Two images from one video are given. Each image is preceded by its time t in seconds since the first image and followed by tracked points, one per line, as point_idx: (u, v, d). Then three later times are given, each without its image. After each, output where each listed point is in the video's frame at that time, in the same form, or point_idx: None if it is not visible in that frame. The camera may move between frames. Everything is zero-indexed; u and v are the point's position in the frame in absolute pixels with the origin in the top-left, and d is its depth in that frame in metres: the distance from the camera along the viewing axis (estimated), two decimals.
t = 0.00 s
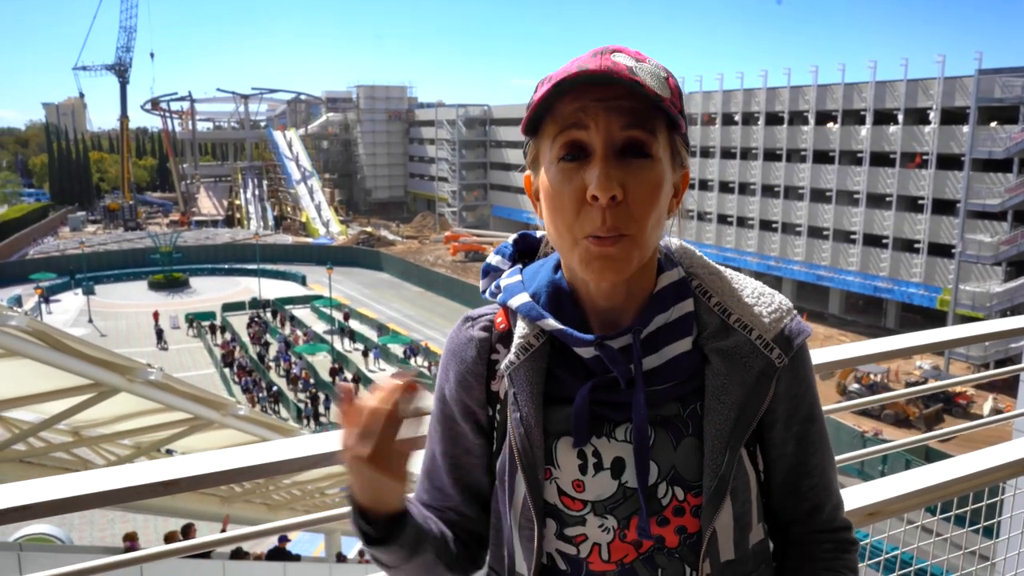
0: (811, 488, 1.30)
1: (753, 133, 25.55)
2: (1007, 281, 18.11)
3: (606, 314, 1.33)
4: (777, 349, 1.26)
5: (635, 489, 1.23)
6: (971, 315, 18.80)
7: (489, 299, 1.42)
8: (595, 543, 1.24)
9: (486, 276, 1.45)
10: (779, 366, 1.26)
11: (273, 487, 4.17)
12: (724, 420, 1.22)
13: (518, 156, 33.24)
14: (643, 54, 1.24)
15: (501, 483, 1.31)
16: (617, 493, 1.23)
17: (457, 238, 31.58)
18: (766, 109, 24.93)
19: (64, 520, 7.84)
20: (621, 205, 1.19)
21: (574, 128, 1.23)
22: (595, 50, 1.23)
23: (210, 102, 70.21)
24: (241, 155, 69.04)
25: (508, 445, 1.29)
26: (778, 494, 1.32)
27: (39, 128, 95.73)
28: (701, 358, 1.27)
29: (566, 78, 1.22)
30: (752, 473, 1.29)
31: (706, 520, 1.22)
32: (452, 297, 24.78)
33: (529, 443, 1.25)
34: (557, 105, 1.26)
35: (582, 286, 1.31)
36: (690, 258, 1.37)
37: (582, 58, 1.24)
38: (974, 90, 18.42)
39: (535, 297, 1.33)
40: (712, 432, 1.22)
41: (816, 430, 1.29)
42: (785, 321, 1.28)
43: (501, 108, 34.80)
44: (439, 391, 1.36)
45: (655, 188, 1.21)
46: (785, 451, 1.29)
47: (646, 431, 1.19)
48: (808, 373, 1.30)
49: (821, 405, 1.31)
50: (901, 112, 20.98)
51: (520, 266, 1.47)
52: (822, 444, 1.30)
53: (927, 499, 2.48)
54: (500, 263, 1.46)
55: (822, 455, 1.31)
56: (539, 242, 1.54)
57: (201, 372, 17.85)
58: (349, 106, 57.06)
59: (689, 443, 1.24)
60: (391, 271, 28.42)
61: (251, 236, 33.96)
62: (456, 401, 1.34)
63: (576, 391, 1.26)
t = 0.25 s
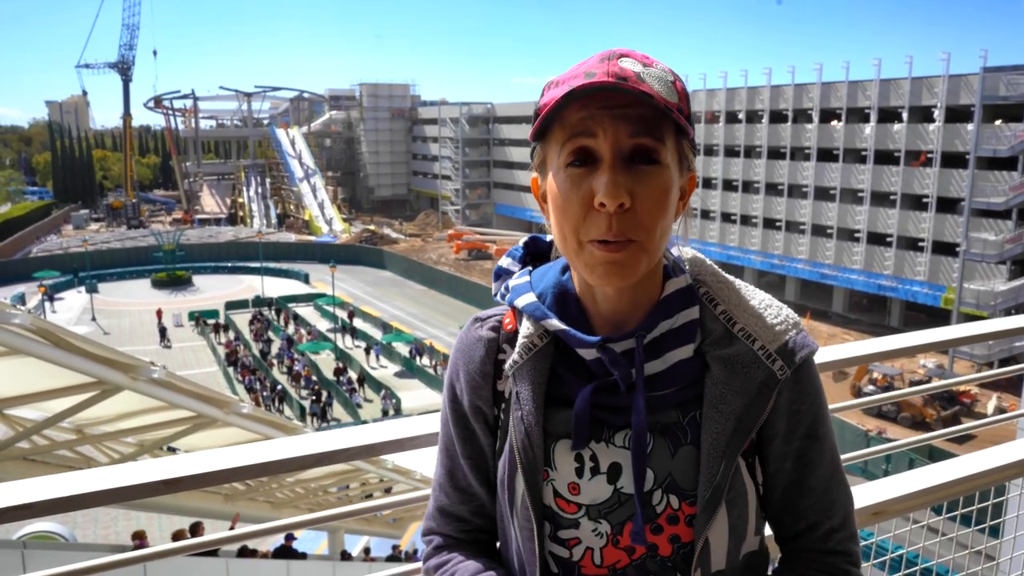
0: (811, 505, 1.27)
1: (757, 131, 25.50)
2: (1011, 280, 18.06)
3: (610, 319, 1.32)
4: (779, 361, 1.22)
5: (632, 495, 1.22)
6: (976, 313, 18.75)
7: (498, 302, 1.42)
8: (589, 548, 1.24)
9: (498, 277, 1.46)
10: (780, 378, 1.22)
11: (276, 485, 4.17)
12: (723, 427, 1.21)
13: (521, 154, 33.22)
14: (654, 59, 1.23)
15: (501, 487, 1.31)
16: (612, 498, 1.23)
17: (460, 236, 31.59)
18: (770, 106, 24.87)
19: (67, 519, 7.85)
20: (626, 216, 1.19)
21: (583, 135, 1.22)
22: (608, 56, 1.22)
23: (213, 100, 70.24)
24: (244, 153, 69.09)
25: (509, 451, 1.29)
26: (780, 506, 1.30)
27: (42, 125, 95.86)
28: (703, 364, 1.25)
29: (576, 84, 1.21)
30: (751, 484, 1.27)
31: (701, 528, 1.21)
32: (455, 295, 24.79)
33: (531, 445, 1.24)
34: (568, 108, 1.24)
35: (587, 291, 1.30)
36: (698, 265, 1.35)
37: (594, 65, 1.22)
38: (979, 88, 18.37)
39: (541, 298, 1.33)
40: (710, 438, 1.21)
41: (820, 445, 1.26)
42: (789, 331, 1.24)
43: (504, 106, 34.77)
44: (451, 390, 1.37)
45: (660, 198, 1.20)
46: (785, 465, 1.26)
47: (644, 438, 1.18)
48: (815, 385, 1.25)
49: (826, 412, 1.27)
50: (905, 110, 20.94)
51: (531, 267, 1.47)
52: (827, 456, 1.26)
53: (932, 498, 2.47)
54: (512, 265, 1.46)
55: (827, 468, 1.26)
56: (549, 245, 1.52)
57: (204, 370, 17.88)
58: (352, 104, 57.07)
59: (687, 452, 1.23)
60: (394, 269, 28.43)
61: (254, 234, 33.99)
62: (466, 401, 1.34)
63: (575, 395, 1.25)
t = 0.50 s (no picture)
0: (800, 503, 1.26)
1: (760, 128, 25.45)
2: (1015, 277, 18.01)
3: (595, 315, 1.31)
4: (763, 356, 1.21)
5: (612, 490, 1.21)
6: (980, 311, 18.69)
7: (485, 297, 1.42)
8: (571, 542, 1.24)
9: (487, 274, 1.46)
10: (764, 373, 1.21)
11: (279, 483, 4.18)
12: (704, 422, 1.19)
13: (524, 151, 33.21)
14: (668, 56, 1.23)
15: (487, 485, 1.31)
16: (593, 494, 1.22)
17: (463, 234, 31.58)
18: (773, 104, 24.82)
19: (71, 517, 7.86)
20: (620, 206, 1.18)
21: (584, 122, 1.22)
22: (616, 47, 1.21)
23: (216, 98, 70.28)
24: (247, 151, 69.12)
25: (494, 448, 1.28)
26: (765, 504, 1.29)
27: (45, 124, 95.95)
28: (685, 360, 1.25)
29: (584, 70, 1.20)
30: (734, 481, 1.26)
31: (681, 524, 1.19)
32: (458, 293, 24.79)
33: (515, 439, 1.24)
34: (574, 95, 1.23)
35: (574, 283, 1.30)
36: (685, 260, 1.34)
37: (601, 54, 1.22)
38: (983, 85, 18.31)
39: (525, 293, 1.33)
40: (690, 433, 1.20)
41: (808, 440, 1.24)
42: (774, 325, 1.23)
43: (506, 104, 34.75)
44: (441, 384, 1.37)
45: (656, 190, 1.20)
46: (769, 462, 1.26)
47: (623, 433, 1.17)
48: (803, 383, 1.24)
49: (816, 409, 1.25)
50: (909, 107, 20.89)
51: (519, 262, 1.46)
52: (815, 451, 1.25)
53: (936, 496, 2.46)
54: (500, 262, 1.46)
55: (817, 466, 1.25)
56: (536, 241, 1.52)
57: (207, 368, 17.91)
58: (355, 102, 57.05)
59: (667, 448, 1.22)
60: (397, 267, 28.43)
61: (257, 232, 34.02)
62: (455, 396, 1.34)
63: (558, 389, 1.24)
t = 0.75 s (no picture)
0: (796, 504, 1.27)
1: (762, 128, 25.47)
2: (1018, 276, 17.99)
3: (594, 316, 1.33)
4: (762, 359, 1.22)
5: (610, 493, 1.23)
6: (982, 310, 18.66)
7: (486, 297, 1.43)
8: (570, 544, 1.25)
9: (488, 272, 1.48)
10: (763, 376, 1.22)
11: (281, 482, 4.20)
12: (701, 427, 1.21)
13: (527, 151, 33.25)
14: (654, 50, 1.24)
15: (487, 487, 1.32)
16: (592, 496, 1.24)
17: (466, 233, 31.61)
18: (776, 103, 24.84)
19: (75, 515, 7.88)
20: (614, 206, 1.20)
21: (574, 122, 1.23)
22: (601, 48, 1.22)
23: (219, 98, 70.40)
24: (250, 151, 69.23)
25: (492, 451, 1.30)
26: (763, 505, 1.30)
27: (49, 124, 96.22)
28: (682, 363, 1.26)
29: (569, 73, 1.21)
30: (733, 482, 1.28)
31: (678, 527, 1.21)
32: (461, 292, 24.81)
33: (513, 440, 1.26)
34: (560, 97, 1.25)
35: (572, 286, 1.32)
36: (682, 261, 1.36)
37: (587, 55, 1.23)
38: (985, 84, 18.30)
39: (523, 295, 1.35)
40: (688, 437, 1.21)
41: (805, 443, 1.25)
42: (775, 329, 1.24)
43: (509, 104, 34.79)
44: (441, 382, 1.39)
45: (649, 191, 1.21)
46: (767, 463, 1.27)
47: (621, 437, 1.19)
48: (802, 385, 1.25)
49: (815, 411, 1.26)
50: (911, 106, 20.89)
51: (519, 262, 1.48)
52: (812, 453, 1.26)
53: (935, 496, 2.47)
54: (500, 261, 1.48)
55: (814, 469, 1.26)
56: (536, 240, 1.54)
57: (210, 367, 17.96)
58: (358, 102, 57.10)
59: (665, 451, 1.24)
60: (400, 266, 28.46)
61: (260, 232, 34.08)
62: (455, 396, 1.36)
63: (557, 392, 1.26)
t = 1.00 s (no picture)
0: (801, 503, 1.29)
1: (762, 130, 25.51)
2: (1017, 278, 18.01)
3: (605, 315, 1.34)
4: (771, 361, 1.24)
5: (620, 492, 1.24)
6: (982, 311, 18.67)
7: (495, 294, 1.44)
8: (580, 542, 1.27)
9: (495, 269, 1.49)
10: (772, 376, 1.24)
11: (282, 483, 4.21)
12: (711, 426, 1.22)
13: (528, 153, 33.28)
14: (655, 54, 1.25)
15: (495, 483, 1.34)
16: (601, 494, 1.25)
17: (466, 235, 31.63)
18: (776, 105, 24.86)
19: (77, 516, 7.89)
20: (622, 208, 1.21)
21: (579, 127, 1.24)
22: (603, 51, 1.23)
23: (220, 99, 70.45)
24: (251, 153, 69.27)
25: (501, 449, 1.31)
26: (771, 504, 1.32)
27: (50, 126, 96.26)
28: (692, 363, 1.28)
29: (571, 79, 1.23)
30: (741, 481, 1.29)
31: (687, 525, 1.22)
32: (461, 293, 24.83)
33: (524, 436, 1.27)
34: (564, 102, 1.26)
35: (583, 286, 1.33)
36: (691, 259, 1.37)
37: (589, 60, 1.24)
38: (984, 87, 18.32)
39: (535, 293, 1.36)
40: (698, 437, 1.22)
41: (812, 444, 1.27)
42: (782, 331, 1.26)
43: (510, 105, 34.81)
44: (449, 381, 1.39)
45: (657, 193, 1.22)
46: (774, 462, 1.28)
47: (631, 436, 1.20)
48: (808, 385, 1.27)
49: (821, 412, 1.28)
50: (910, 109, 20.91)
51: (528, 260, 1.49)
52: (819, 455, 1.27)
53: (933, 496, 2.48)
54: (510, 257, 1.48)
55: (820, 469, 1.28)
56: (545, 239, 1.55)
57: (211, 368, 17.97)
58: (359, 103, 57.13)
59: (674, 450, 1.25)
60: (400, 268, 28.48)
61: (261, 233, 34.10)
62: (464, 393, 1.36)
63: (567, 391, 1.27)
